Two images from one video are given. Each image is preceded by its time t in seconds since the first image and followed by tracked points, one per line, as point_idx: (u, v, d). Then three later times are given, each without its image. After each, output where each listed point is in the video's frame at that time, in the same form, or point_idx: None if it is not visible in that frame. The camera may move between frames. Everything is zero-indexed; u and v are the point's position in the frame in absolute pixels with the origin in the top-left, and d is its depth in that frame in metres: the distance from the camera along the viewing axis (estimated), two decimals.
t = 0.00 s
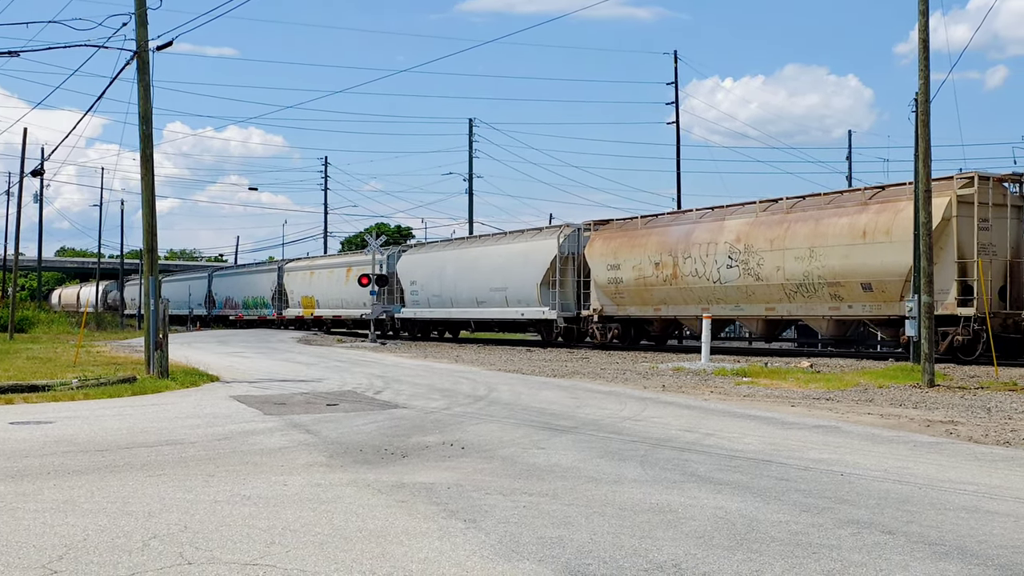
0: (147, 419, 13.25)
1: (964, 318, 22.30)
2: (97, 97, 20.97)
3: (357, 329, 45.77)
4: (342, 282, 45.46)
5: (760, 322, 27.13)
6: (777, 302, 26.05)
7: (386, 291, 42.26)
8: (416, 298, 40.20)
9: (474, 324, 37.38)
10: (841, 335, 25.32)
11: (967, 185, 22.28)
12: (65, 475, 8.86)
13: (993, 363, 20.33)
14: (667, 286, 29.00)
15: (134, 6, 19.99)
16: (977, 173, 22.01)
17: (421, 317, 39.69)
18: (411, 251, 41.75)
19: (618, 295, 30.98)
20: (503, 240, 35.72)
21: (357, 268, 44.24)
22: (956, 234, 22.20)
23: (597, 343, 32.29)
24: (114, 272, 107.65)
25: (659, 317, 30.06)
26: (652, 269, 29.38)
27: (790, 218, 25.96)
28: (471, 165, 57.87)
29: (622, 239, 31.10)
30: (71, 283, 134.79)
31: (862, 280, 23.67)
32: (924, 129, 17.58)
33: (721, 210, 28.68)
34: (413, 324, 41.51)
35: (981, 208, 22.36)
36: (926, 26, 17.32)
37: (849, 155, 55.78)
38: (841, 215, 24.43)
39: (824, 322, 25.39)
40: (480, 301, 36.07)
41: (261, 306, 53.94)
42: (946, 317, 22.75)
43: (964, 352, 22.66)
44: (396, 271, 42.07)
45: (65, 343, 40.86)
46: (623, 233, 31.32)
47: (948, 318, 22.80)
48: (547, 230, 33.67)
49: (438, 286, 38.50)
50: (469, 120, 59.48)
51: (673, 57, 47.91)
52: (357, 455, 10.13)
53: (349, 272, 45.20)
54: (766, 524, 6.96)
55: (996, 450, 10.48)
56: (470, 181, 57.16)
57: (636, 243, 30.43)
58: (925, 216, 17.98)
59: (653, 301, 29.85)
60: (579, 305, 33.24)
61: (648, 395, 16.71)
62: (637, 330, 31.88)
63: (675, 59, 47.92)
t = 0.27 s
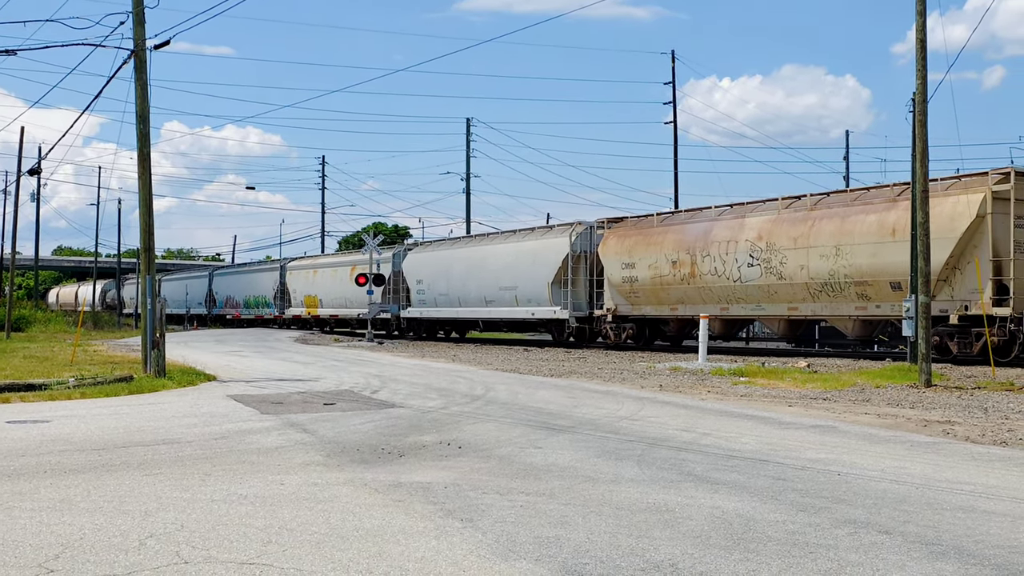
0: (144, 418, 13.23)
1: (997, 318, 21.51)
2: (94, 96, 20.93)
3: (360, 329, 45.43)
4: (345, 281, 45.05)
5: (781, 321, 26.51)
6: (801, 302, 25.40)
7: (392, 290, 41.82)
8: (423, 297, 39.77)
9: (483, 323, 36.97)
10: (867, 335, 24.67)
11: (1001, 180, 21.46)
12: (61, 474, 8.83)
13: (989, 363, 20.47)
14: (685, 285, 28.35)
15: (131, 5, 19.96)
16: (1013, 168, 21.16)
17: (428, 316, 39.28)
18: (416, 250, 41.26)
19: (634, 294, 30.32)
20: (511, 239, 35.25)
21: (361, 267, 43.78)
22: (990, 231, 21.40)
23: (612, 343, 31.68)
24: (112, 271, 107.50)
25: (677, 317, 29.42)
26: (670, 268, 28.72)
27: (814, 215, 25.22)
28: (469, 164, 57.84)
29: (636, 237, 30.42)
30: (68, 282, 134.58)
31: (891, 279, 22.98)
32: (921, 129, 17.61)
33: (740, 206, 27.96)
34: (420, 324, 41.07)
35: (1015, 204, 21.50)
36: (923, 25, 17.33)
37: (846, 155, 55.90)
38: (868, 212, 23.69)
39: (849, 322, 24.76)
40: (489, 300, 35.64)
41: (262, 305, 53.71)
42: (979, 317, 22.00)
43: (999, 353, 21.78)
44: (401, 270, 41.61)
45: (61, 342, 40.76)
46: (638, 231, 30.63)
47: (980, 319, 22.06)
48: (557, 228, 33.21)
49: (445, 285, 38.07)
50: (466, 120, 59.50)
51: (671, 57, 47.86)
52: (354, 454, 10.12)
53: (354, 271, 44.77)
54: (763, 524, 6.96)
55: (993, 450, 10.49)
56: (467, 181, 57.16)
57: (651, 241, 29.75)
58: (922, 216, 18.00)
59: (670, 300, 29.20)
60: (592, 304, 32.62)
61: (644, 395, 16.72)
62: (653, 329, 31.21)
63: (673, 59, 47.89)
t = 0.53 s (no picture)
0: (141, 417, 13.21)
1: None
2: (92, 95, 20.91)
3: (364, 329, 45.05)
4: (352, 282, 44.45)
5: (806, 323, 25.55)
6: (826, 303, 24.48)
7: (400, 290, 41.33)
8: (431, 297, 39.29)
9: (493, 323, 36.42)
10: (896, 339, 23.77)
11: None
12: (58, 473, 8.81)
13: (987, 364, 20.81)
14: (704, 285, 27.45)
15: (130, 4, 19.95)
16: None
17: (437, 316, 38.80)
18: (425, 249, 40.75)
19: (650, 294, 29.43)
20: (522, 238, 34.67)
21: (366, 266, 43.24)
22: None
23: (626, 345, 30.80)
24: (108, 270, 107.28)
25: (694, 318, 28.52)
26: (688, 268, 27.83)
27: (841, 213, 24.30)
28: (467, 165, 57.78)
29: (653, 236, 29.49)
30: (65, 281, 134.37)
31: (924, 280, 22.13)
32: (919, 131, 17.61)
33: (762, 204, 27.07)
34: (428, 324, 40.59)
35: None
36: (921, 27, 17.36)
37: (844, 157, 56.00)
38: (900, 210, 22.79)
39: (877, 325, 23.85)
40: (500, 300, 35.10)
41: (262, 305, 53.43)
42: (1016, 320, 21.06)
43: None
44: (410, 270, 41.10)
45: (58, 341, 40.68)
46: (655, 229, 29.71)
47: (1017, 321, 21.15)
48: (570, 227, 32.55)
49: (455, 285, 37.56)
50: (464, 121, 59.51)
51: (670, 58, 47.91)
52: (351, 454, 10.11)
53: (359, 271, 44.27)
54: (760, 525, 6.96)
55: (990, 452, 10.50)
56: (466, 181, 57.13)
57: (669, 240, 28.82)
58: (920, 218, 17.98)
59: (688, 301, 28.31)
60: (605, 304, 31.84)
61: (642, 396, 16.71)
62: (668, 331, 30.30)
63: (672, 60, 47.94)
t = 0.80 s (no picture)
0: (139, 418, 13.21)
1: None
2: (92, 95, 20.91)
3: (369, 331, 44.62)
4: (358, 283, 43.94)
5: (831, 326, 24.82)
6: (854, 304, 23.84)
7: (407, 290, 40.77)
8: (440, 298, 38.69)
9: (503, 324, 35.80)
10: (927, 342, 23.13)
11: None
12: (56, 473, 8.81)
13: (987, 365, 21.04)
14: (725, 286, 26.80)
15: (130, 4, 19.95)
16: None
17: (445, 317, 38.21)
18: (434, 249, 40.15)
19: (668, 295, 28.77)
20: (534, 238, 34.03)
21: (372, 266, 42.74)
22: None
23: (642, 347, 30.10)
24: (108, 270, 107.18)
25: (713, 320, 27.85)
26: (709, 268, 27.18)
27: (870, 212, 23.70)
28: (466, 165, 57.76)
29: (672, 235, 28.85)
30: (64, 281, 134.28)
31: (959, 280, 21.57)
32: (918, 132, 17.62)
33: (786, 204, 26.47)
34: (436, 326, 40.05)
35: None
36: (920, 29, 17.38)
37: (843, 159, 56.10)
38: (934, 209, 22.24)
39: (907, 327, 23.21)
40: (511, 301, 34.47)
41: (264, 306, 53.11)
42: None
43: None
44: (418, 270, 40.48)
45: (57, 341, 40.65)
46: (673, 228, 29.05)
47: None
48: (584, 226, 31.86)
49: (464, 285, 36.95)
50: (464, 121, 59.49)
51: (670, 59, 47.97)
52: (349, 454, 10.11)
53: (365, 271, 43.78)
54: (759, 526, 6.96)
55: (990, 454, 10.50)
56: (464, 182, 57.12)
57: (688, 239, 28.19)
58: (919, 219, 17.97)
59: (708, 302, 27.66)
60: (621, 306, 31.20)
61: (641, 397, 16.70)
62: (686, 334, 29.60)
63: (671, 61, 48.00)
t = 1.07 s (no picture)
0: (137, 418, 13.21)
1: None
2: (90, 95, 20.89)
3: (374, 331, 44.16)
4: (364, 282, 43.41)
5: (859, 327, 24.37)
6: (884, 304, 23.28)
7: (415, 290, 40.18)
8: (449, 297, 38.14)
9: (515, 325, 35.24)
10: (959, 343, 22.60)
11: None
12: (54, 474, 8.81)
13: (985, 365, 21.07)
14: (748, 285, 26.22)
15: (128, 4, 19.95)
16: None
17: (455, 317, 37.66)
18: (443, 248, 39.55)
19: (687, 295, 28.18)
20: (546, 236, 33.44)
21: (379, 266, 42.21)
22: None
23: (660, 348, 29.52)
24: (106, 271, 107.09)
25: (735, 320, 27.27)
26: (731, 267, 26.60)
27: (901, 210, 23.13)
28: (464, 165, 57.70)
29: (692, 234, 28.24)
30: (62, 281, 134.22)
31: (994, 280, 21.04)
32: (917, 133, 17.62)
33: (810, 201, 25.89)
34: (444, 326, 39.50)
35: None
36: (919, 30, 17.38)
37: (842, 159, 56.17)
38: (967, 206, 21.71)
39: (940, 328, 22.65)
40: (523, 301, 33.93)
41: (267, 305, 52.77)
42: None
43: None
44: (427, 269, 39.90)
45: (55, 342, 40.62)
46: (692, 227, 28.45)
47: None
48: (599, 225, 31.23)
49: (474, 285, 36.40)
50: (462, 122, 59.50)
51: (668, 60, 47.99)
52: (348, 455, 10.11)
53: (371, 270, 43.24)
54: (757, 526, 6.97)
55: (988, 454, 10.50)
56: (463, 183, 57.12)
57: (708, 238, 27.59)
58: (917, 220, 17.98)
59: (729, 302, 27.08)
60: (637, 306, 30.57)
61: (639, 397, 16.70)
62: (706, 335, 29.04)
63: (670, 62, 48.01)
